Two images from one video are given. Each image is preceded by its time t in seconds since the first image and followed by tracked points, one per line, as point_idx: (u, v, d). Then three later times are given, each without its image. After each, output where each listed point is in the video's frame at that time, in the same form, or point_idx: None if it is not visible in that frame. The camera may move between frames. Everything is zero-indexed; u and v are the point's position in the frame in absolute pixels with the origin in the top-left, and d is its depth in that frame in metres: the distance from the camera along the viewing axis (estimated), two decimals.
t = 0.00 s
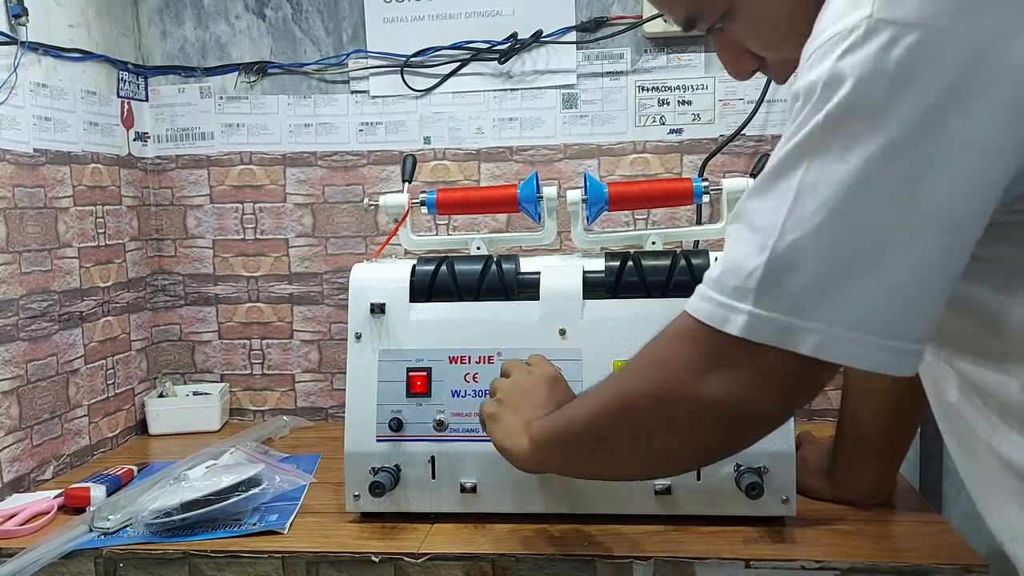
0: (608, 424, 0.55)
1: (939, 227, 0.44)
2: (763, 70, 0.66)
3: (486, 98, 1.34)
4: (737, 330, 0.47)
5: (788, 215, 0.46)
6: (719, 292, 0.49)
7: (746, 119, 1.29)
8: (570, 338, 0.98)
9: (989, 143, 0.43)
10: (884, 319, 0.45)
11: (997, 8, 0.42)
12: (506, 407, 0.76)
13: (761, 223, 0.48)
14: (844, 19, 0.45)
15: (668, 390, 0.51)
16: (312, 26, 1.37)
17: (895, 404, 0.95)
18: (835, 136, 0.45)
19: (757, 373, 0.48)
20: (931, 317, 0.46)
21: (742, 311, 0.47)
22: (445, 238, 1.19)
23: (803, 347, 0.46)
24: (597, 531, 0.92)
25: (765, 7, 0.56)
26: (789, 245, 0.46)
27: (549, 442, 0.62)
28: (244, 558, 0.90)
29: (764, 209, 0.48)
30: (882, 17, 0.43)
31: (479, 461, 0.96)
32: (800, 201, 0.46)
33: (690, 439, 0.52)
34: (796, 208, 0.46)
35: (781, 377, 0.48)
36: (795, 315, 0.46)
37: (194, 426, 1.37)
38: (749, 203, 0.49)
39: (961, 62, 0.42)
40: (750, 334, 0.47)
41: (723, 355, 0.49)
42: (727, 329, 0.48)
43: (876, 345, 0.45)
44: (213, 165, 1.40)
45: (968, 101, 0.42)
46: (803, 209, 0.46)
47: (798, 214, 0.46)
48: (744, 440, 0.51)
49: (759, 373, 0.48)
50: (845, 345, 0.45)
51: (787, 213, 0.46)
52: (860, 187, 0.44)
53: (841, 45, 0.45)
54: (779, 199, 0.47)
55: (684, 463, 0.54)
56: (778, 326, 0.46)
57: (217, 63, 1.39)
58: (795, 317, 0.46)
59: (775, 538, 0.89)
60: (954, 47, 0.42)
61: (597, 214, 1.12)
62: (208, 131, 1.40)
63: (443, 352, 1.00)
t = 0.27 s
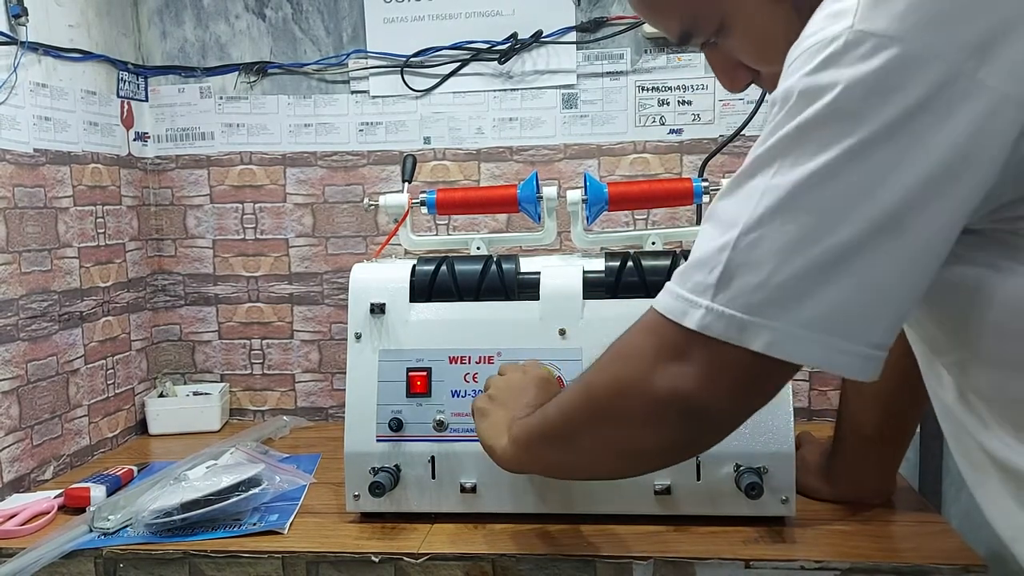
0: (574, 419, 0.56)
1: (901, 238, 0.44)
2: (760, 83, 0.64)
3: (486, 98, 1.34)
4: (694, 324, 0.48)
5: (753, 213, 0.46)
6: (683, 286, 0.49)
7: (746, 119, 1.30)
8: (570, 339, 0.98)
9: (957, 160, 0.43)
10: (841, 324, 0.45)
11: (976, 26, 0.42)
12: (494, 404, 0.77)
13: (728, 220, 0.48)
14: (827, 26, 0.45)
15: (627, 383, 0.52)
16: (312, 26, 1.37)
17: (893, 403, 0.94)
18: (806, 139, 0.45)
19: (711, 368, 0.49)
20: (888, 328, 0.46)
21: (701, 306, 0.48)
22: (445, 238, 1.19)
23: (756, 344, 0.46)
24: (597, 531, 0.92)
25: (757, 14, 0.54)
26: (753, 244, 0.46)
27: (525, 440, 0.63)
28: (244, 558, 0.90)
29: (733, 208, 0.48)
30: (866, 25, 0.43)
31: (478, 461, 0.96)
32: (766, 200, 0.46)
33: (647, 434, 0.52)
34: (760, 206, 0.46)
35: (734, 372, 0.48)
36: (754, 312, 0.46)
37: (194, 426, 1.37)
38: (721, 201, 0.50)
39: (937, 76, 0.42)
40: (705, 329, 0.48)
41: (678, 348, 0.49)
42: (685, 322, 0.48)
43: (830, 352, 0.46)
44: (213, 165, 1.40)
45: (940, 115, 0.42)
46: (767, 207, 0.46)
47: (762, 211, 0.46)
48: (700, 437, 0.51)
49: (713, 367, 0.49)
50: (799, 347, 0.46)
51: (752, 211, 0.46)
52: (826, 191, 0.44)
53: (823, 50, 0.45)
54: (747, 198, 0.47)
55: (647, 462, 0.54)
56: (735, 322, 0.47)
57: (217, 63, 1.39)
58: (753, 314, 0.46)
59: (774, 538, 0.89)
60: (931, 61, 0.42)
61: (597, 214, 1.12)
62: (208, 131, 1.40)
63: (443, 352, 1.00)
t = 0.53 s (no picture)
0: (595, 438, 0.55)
1: (918, 249, 0.44)
2: (756, 82, 0.64)
3: (487, 98, 1.34)
4: (716, 345, 0.48)
5: (767, 232, 0.46)
6: (700, 307, 0.49)
7: (746, 119, 1.30)
8: (570, 339, 0.98)
9: (967, 167, 0.43)
10: (860, 338, 0.45)
11: (974, 32, 0.42)
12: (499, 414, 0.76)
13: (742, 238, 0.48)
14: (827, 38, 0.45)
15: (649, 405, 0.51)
16: (312, 26, 1.36)
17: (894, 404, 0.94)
18: (814, 154, 0.45)
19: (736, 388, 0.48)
20: (906, 338, 0.46)
21: (723, 327, 0.47)
22: (446, 238, 1.19)
23: (780, 362, 0.46)
24: (598, 531, 0.92)
25: (759, 17, 0.54)
26: (769, 262, 0.46)
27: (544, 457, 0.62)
28: (245, 559, 0.89)
29: (744, 226, 0.48)
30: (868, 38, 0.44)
31: (479, 461, 0.96)
32: (780, 218, 0.46)
33: (673, 454, 0.52)
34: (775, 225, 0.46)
35: (759, 392, 0.48)
36: (774, 331, 0.46)
37: (194, 427, 1.37)
38: (731, 219, 0.50)
39: (941, 85, 0.42)
40: (728, 350, 0.47)
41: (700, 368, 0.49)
42: (707, 344, 0.48)
43: (853, 366, 0.45)
44: (214, 164, 1.40)
45: (945, 125, 0.43)
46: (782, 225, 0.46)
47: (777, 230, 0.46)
48: (726, 455, 0.51)
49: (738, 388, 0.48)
50: (823, 363, 0.45)
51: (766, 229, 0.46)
52: (840, 207, 0.44)
53: (825, 64, 0.45)
54: (759, 216, 0.47)
55: (672, 480, 0.54)
56: (756, 341, 0.46)
57: (217, 63, 1.39)
58: (773, 333, 0.46)
59: (775, 538, 0.89)
60: (934, 70, 0.42)
61: (598, 214, 1.12)
62: (208, 131, 1.40)
63: (443, 352, 1.00)
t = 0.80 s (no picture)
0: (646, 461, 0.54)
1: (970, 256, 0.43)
2: (749, 76, 0.65)
3: (487, 98, 1.34)
4: (788, 382, 0.46)
5: (817, 261, 0.45)
6: (760, 344, 0.47)
7: (746, 119, 1.30)
8: (569, 338, 0.98)
9: (996, 166, 0.43)
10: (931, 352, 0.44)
11: (979, 30, 0.42)
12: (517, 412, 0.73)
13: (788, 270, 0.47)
14: (837, 54, 0.45)
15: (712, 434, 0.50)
16: (312, 26, 1.36)
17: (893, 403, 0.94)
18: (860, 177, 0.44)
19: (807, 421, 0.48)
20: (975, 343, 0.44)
21: (791, 362, 0.46)
22: (446, 238, 1.18)
23: (856, 391, 0.45)
24: (598, 531, 0.92)
25: (753, 12, 0.54)
26: (817, 292, 0.45)
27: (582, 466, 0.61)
28: (245, 559, 0.89)
29: (787, 255, 0.47)
30: (873, 53, 0.43)
31: (479, 461, 0.96)
32: (830, 246, 0.45)
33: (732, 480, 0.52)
34: (826, 253, 0.45)
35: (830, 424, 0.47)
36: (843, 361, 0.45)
37: (194, 427, 1.37)
38: (770, 250, 0.49)
39: (954, 91, 0.42)
40: (801, 384, 0.46)
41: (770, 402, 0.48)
42: (778, 382, 0.47)
43: (924, 384, 0.44)
44: (214, 164, 1.40)
45: (966, 127, 0.42)
46: (835, 254, 0.45)
47: (827, 258, 0.45)
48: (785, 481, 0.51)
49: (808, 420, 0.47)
50: (902, 384, 0.44)
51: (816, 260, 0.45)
52: (884, 229, 0.44)
53: (836, 86, 0.45)
54: (804, 245, 0.46)
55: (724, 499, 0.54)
56: (826, 372, 0.45)
57: (217, 63, 1.39)
58: (843, 363, 0.45)
59: (775, 538, 0.89)
60: (947, 73, 0.42)
61: (598, 213, 1.12)
62: (208, 131, 1.40)
63: (443, 352, 1.00)
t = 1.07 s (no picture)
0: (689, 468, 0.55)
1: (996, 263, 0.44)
2: (747, 75, 0.65)
3: (487, 98, 1.34)
4: (831, 404, 0.47)
5: (850, 280, 0.45)
6: (802, 365, 0.48)
7: (746, 119, 1.29)
8: (569, 338, 0.98)
9: (1017, 170, 0.43)
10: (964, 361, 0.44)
11: (987, 37, 0.42)
12: (535, 413, 0.72)
13: (821, 290, 0.47)
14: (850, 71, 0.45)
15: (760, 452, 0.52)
16: (312, 26, 1.36)
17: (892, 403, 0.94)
18: (888, 195, 0.44)
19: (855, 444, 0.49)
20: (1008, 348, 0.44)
21: (831, 382, 0.46)
22: (446, 238, 1.18)
23: (896, 408, 0.45)
24: (599, 531, 0.92)
25: (752, 10, 0.54)
26: (851, 311, 0.45)
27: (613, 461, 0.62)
28: (245, 559, 0.89)
29: (818, 275, 0.47)
30: (887, 68, 0.44)
31: (478, 461, 0.96)
32: (861, 265, 0.45)
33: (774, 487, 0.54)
34: (858, 271, 0.45)
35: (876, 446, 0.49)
36: (879, 378, 0.45)
37: (194, 427, 1.37)
38: (802, 270, 0.49)
39: (971, 100, 0.42)
40: (842, 405, 0.46)
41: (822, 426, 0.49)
42: (821, 403, 0.47)
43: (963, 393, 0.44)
44: (214, 164, 1.40)
45: (986, 133, 0.42)
46: (868, 272, 0.45)
47: (859, 278, 0.45)
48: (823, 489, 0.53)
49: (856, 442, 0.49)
50: (939, 396, 0.44)
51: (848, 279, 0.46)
52: (914, 245, 0.44)
53: (853, 103, 0.45)
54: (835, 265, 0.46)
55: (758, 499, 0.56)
56: (864, 390, 0.46)
57: (217, 63, 1.39)
58: (880, 380, 0.45)
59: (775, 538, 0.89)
60: (959, 81, 0.42)
61: (598, 214, 1.12)
62: (208, 131, 1.40)
63: (443, 352, 1.00)
